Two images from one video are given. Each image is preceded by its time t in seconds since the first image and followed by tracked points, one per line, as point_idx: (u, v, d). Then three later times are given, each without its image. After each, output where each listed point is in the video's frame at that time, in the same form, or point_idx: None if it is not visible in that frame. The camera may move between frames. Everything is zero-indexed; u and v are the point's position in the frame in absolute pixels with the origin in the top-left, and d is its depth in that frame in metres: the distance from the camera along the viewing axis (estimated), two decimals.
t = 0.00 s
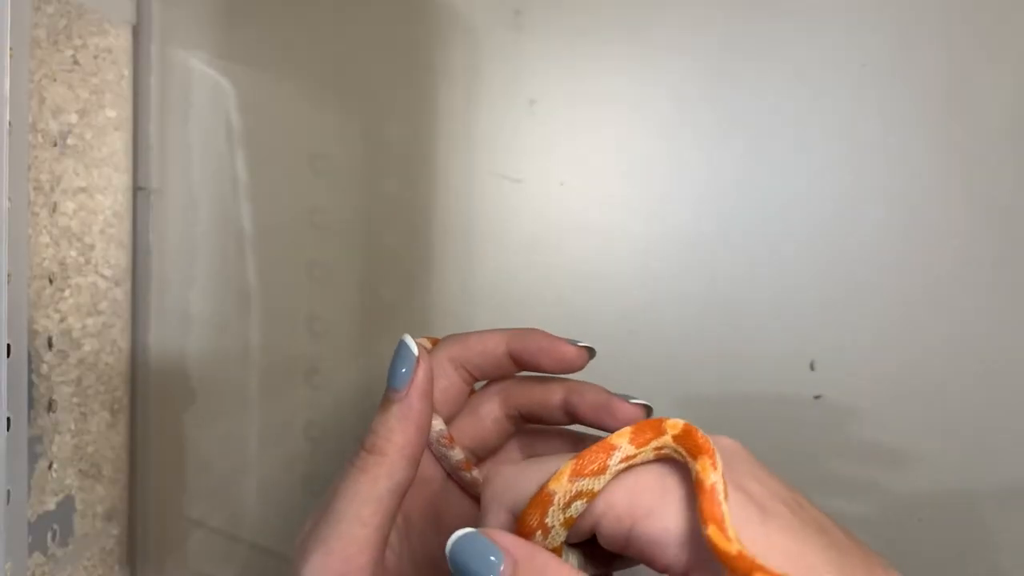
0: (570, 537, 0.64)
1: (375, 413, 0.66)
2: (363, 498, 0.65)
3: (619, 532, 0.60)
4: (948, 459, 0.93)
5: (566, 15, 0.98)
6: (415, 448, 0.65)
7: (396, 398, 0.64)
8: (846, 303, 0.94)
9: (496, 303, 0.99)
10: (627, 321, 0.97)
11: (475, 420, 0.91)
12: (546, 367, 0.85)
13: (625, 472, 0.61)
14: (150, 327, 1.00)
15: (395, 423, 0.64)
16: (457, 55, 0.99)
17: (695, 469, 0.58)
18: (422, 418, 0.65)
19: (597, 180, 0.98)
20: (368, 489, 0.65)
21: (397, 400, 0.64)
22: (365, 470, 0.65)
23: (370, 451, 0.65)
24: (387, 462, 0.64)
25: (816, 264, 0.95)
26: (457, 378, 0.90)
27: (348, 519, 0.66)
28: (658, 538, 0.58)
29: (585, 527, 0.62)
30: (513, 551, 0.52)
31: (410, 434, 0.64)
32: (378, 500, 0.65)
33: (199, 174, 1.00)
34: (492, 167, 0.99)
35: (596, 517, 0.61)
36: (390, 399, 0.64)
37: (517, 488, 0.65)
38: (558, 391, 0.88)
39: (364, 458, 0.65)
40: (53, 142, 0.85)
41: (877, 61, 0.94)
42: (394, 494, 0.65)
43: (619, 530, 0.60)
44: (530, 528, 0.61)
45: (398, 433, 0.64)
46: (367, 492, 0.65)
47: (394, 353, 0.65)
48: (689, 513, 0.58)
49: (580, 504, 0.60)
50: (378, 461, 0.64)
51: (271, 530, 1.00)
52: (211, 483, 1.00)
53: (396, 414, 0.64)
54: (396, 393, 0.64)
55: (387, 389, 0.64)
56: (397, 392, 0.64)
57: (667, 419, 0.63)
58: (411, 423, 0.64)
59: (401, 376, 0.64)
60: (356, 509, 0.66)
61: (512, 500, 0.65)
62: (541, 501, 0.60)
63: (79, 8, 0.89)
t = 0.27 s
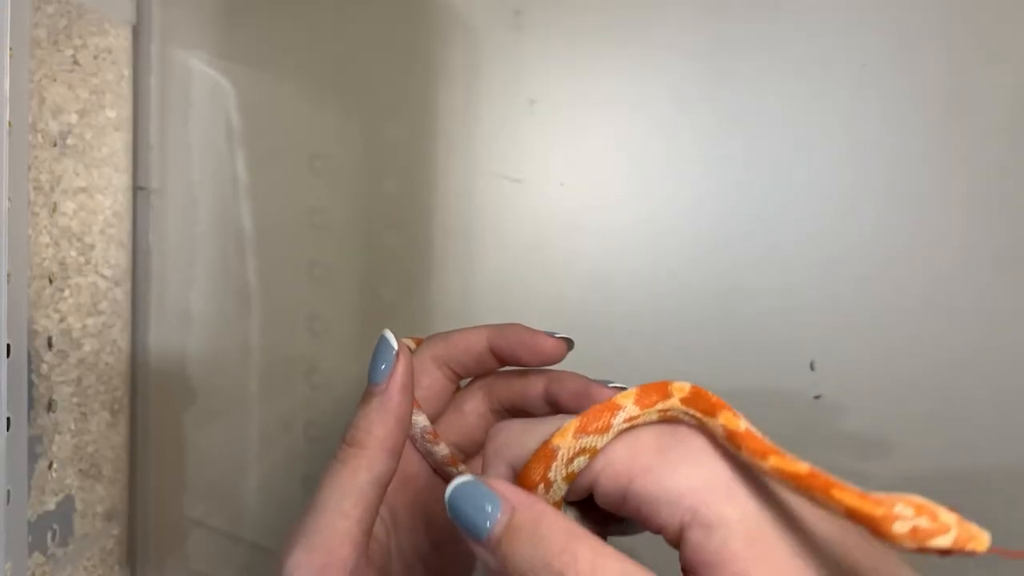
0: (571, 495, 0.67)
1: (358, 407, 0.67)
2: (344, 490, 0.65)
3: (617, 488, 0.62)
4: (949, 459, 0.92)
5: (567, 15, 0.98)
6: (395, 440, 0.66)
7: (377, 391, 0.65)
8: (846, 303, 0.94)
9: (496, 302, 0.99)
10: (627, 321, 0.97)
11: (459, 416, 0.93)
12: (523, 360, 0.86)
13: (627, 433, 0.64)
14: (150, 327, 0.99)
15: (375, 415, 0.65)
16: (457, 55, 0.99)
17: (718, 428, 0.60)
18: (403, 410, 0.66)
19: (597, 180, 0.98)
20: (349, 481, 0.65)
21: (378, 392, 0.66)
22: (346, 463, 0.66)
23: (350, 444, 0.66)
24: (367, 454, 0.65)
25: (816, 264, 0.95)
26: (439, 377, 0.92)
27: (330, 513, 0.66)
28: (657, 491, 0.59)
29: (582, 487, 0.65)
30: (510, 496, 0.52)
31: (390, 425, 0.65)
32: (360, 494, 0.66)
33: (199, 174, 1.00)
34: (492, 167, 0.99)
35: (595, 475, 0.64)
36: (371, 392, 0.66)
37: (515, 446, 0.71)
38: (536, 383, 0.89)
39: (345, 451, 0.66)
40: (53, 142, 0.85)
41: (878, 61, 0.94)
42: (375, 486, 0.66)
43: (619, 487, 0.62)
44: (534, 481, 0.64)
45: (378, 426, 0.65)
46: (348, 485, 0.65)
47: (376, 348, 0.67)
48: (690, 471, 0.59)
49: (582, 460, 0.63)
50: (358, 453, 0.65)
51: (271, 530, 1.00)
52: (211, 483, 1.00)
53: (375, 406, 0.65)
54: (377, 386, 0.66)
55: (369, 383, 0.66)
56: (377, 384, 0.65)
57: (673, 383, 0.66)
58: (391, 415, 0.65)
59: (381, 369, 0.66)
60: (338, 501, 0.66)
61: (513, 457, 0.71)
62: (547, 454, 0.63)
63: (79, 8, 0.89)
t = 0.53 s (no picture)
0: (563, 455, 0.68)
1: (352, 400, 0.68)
2: (339, 484, 0.66)
3: (603, 446, 0.63)
4: (949, 459, 0.92)
5: (567, 16, 0.98)
6: (389, 433, 0.67)
7: (371, 385, 0.66)
8: (847, 303, 0.94)
9: (496, 302, 0.99)
10: (627, 321, 0.97)
11: (450, 411, 0.90)
12: (515, 353, 0.86)
13: (617, 395, 0.65)
14: (149, 327, 0.99)
15: (368, 409, 0.65)
16: (457, 55, 0.99)
17: (723, 394, 0.63)
18: (397, 404, 0.66)
19: (597, 180, 0.98)
20: (344, 474, 0.66)
21: (372, 386, 0.66)
22: (341, 456, 0.66)
23: (344, 437, 0.66)
24: (361, 447, 0.66)
25: (816, 264, 0.95)
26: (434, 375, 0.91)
27: (324, 507, 0.67)
28: (641, 448, 0.59)
29: (571, 447, 0.66)
30: (494, 453, 0.51)
31: (384, 419, 0.66)
32: (355, 487, 0.66)
33: (199, 174, 1.00)
34: (492, 167, 0.99)
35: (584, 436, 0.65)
36: (366, 386, 0.66)
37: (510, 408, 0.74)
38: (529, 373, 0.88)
39: (338, 444, 0.67)
40: (52, 141, 0.85)
41: (878, 61, 0.94)
42: (369, 480, 0.66)
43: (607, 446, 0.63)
44: (527, 442, 0.66)
45: (372, 420, 0.66)
46: (343, 478, 0.66)
47: (371, 342, 0.67)
48: (674, 429, 0.58)
49: (574, 421, 0.65)
50: (352, 447, 0.66)
51: (271, 530, 1.00)
52: (211, 482, 1.00)
53: (369, 400, 0.65)
54: (370, 380, 0.66)
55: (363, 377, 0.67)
56: (371, 378, 0.66)
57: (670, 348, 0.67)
58: (385, 409, 0.66)
59: (374, 363, 0.66)
60: (333, 494, 0.66)
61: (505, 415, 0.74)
62: (541, 415, 0.65)
63: (79, 8, 0.89)
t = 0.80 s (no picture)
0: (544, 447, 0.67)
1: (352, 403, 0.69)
2: (340, 484, 0.67)
3: (581, 437, 0.63)
4: (947, 460, 0.92)
5: (567, 16, 0.98)
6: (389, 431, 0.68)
7: (371, 386, 0.67)
8: (847, 303, 0.94)
9: (496, 302, 0.99)
10: (627, 321, 0.97)
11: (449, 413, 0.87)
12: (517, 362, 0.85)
13: (598, 387, 0.64)
14: (149, 327, 0.99)
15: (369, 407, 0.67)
16: (457, 55, 0.99)
17: (700, 398, 0.61)
18: (396, 404, 0.68)
19: (597, 180, 0.98)
20: (344, 474, 0.67)
21: (372, 387, 0.68)
22: (342, 456, 0.67)
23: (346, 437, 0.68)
24: (362, 445, 0.67)
25: (816, 264, 0.95)
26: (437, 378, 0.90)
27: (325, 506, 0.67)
28: (615, 441, 0.60)
29: (552, 438, 0.66)
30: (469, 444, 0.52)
31: (384, 417, 0.67)
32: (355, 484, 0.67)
33: (199, 174, 1.00)
34: (493, 167, 0.99)
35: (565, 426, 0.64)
36: (365, 387, 0.68)
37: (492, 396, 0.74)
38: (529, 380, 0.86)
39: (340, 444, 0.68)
40: (52, 141, 0.85)
41: (878, 61, 0.94)
42: (370, 479, 0.68)
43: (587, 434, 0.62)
44: (509, 434, 0.65)
45: (373, 418, 0.67)
46: (343, 478, 0.67)
47: (369, 345, 0.69)
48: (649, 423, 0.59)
49: (555, 413, 0.64)
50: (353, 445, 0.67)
51: (271, 531, 1.00)
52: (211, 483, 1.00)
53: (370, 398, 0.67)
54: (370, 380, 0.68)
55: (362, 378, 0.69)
56: (371, 378, 0.68)
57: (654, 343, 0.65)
58: (385, 409, 0.67)
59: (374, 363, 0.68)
60: (334, 495, 0.67)
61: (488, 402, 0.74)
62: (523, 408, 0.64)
63: (79, 8, 0.89)
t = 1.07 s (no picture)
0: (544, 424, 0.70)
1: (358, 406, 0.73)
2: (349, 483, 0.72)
3: (583, 420, 0.65)
4: (947, 460, 0.92)
5: (567, 16, 0.98)
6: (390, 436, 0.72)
7: (376, 391, 0.70)
8: (847, 303, 0.94)
9: (496, 302, 0.99)
10: (627, 322, 0.97)
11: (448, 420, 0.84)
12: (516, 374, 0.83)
13: (605, 369, 0.67)
14: (149, 327, 0.99)
15: (371, 414, 0.71)
16: (457, 55, 0.99)
17: (707, 393, 0.63)
18: (397, 409, 0.71)
19: (597, 180, 0.98)
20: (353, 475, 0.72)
21: (377, 393, 0.71)
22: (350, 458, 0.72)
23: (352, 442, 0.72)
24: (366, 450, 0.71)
25: (816, 264, 0.95)
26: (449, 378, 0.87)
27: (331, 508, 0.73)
28: (616, 428, 0.62)
29: (553, 415, 0.68)
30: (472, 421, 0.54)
31: (386, 422, 0.71)
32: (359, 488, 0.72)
33: (199, 173, 1.00)
34: (493, 167, 0.99)
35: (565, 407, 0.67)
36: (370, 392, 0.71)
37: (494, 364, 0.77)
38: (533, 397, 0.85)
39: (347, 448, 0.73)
40: (52, 141, 0.85)
41: (878, 61, 0.94)
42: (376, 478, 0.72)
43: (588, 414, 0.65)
44: (512, 406, 0.67)
45: (376, 423, 0.71)
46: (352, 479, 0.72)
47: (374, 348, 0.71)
48: (652, 413, 0.62)
49: (558, 390, 0.66)
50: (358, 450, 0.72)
51: (271, 531, 1.00)
52: (210, 483, 1.00)
53: (372, 405, 0.71)
54: (374, 387, 0.71)
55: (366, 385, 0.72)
56: (374, 386, 0.71)
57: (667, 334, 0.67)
58: (388, 412, 0.71)
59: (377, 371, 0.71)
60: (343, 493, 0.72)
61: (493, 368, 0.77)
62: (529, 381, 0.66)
63: (79, 8, 0.89)
